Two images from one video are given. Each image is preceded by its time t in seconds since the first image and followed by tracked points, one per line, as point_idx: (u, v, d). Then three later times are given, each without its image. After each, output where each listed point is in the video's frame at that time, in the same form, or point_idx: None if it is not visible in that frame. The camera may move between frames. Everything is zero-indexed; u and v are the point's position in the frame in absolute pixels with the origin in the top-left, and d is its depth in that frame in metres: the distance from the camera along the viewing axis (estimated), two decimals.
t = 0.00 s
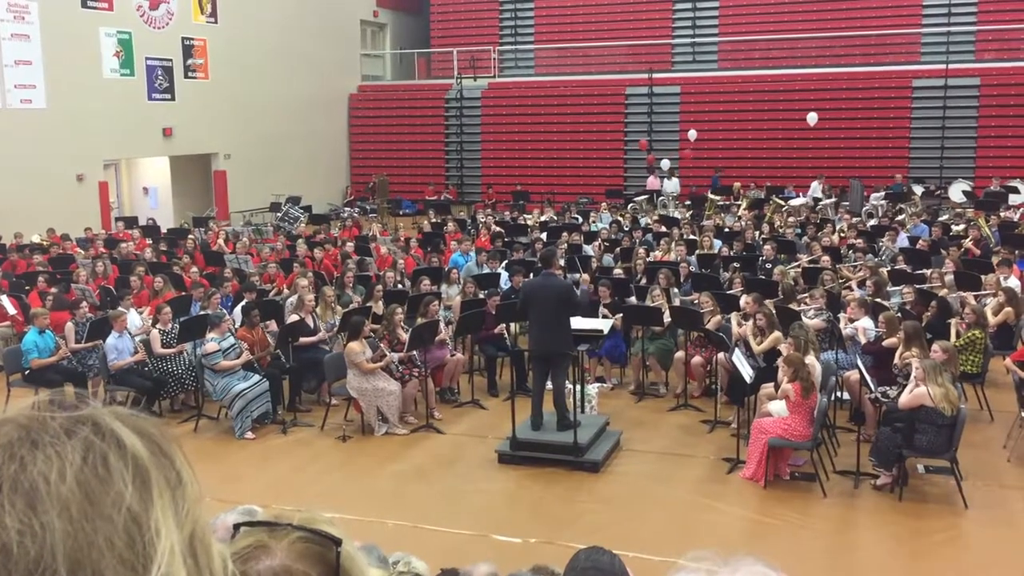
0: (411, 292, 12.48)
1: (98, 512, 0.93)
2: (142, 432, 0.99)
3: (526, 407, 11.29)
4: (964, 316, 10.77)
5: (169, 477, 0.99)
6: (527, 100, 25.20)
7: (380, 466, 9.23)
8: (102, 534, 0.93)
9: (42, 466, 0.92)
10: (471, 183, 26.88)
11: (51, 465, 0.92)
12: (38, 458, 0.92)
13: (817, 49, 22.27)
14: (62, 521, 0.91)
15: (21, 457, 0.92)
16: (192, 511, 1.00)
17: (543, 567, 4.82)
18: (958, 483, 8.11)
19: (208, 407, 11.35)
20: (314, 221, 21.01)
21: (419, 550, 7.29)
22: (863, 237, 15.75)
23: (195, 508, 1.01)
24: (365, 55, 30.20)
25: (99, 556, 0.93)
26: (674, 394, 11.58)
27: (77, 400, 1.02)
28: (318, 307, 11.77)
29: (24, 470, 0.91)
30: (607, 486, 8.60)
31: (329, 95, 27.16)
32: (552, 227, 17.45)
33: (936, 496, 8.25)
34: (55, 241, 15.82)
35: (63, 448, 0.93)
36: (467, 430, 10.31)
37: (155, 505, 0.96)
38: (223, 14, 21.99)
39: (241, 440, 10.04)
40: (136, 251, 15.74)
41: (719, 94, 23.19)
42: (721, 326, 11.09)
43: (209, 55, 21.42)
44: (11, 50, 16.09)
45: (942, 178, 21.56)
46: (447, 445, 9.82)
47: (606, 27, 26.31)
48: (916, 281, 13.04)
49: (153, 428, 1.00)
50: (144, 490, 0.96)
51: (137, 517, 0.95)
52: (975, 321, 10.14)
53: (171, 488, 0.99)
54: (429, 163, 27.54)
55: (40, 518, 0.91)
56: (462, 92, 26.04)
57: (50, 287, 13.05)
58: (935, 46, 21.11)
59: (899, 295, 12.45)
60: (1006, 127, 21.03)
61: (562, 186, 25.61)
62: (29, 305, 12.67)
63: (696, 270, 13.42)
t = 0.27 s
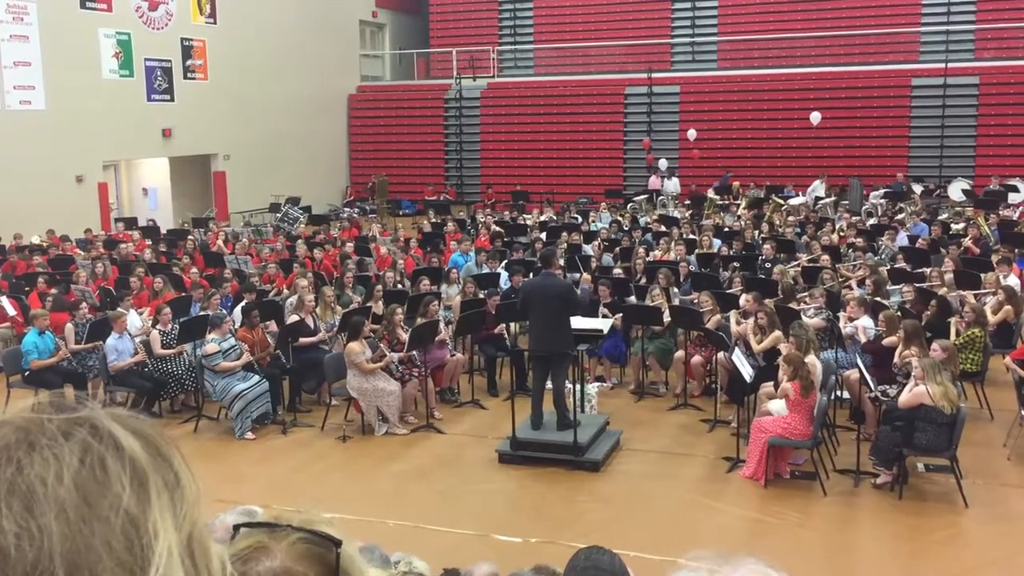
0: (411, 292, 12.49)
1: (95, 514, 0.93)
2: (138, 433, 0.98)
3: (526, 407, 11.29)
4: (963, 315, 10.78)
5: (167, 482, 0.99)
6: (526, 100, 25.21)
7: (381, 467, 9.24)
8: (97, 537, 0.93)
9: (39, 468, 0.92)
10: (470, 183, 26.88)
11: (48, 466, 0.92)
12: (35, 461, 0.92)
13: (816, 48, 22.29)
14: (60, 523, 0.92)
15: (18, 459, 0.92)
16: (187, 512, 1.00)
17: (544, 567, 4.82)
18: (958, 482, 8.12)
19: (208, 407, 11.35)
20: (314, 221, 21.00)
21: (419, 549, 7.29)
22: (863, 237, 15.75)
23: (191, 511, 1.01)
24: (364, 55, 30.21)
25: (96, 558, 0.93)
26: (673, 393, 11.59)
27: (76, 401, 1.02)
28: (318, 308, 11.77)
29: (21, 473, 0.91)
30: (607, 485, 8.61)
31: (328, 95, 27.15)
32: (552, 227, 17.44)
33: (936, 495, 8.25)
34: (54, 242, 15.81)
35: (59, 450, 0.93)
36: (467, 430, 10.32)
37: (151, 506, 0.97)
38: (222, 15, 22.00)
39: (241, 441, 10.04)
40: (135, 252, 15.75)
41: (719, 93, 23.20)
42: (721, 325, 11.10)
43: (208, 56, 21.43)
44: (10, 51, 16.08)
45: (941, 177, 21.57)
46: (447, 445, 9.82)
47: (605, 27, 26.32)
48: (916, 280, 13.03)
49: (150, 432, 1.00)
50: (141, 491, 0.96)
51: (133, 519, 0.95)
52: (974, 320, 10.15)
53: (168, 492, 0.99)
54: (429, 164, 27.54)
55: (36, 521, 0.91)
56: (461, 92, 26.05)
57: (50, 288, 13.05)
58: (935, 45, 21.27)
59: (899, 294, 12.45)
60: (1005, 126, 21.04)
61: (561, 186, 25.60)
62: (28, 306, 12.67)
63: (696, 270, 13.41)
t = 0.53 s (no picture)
0: (411, 292, 12.50)
1: (96, 510, 0.93)
2: (136, 433, 0.98)
3: (527, 407, 11.28)
4: (964, 314, 10.77)
5: (166, 483, 0.98)
6: (526, 99, 25.19)
7: (381, 467, 9.24)
8: (100, 533, 0.93)
9: (40, 465, 0.92)
10: (471, 183, 26.87)
11: (49, 464, 0.92)
12: (36, 458, 0.92)
13: (816, 47, 22.27)
14: (62, 518, 0.92)
15: (19, 457, 0.92)
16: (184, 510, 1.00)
17: (545, 567, 4.82)
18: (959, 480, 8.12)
19: (209, 408, 11.36)
20: (314, 222, 21.00)
21: (420, 550, 7.29)
22: (864, 236, 15.75)
23: (189, 511, 1.01)
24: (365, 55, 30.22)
25: (99, 554, 0.93)
26: (675, 393, 11.58)
27: (74, 401, 1.02)
28: (319, 308, 11.74)
29: (22, 470, 0.92)
30: (608, 485, 8.61)
31: (329, 96, 27.16)
32: (552, 226, 17.44)
33: (938, 494, 8.25)
34: (55, 243, 15.81)
35: (60, 448, 0.93)
36: (468, 430, 10.31)
37: (150, 503, 0.96)
38: (222, 16, 22.00)
39: (242, 441, 10.05)
40: (136, 253, 15.75)
41: (719, 93, 23.18)
42: (721, 325, 11.09)
43: (209, 57, 21.43)
44: (11, 52, 16.09)
45: (942, 175, 21.55)
46: (448, 445, 9.82)
47: (605, 26, 26.31)
48: (917, 279, 13.01)
49: (146, 432, 1.00)
50: (140, 490, 0.96)
51: (133, 516, 0.95)
52: (976, 319, 10.13)
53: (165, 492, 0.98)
54: (429, 164, 27.54)
55: (39, 515, 0.91)
56: (461, 92, 26.04)
57: (51, 289, 13.05)
58: (935, 44, 21.15)
59: (900, 292, 12.43)
60: (1006, 125, 21.01)
61: (562, 186, 25.59)
62: (29, 307, 12.67)
63: (696, 269, 13.41)
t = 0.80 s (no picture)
0: (412, 292, 12.51)
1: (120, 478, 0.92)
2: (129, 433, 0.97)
3: (528, 406, 11.28)
4: (965, 313, 10.76)
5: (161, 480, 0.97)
6: (527, 99, 25.19)
7: (382, 466, 9.25)
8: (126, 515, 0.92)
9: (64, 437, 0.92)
10: (472, 183, 26.86)
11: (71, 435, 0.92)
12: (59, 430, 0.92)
13: (817, 47, 22.27)
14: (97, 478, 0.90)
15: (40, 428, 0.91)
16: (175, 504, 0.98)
17: (546, 567, 4.81)
18: (961, 480, 8.11)
19: (210, 408, 11.36)
20: (314, 222, 20.99)
21: (421, 550, 7.30)
22: (864, 235, 15.74)
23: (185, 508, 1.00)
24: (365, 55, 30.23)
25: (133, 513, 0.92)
26: (675, 393, 11.57)
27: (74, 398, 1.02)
28: (320, 308, 11.73)
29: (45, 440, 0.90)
30: (609, 485, 8.60)
31: (329, 96, 27.17)
32: (553, 226, 17.43)
33: (939, 494, 8.25)
34: (56, 243, 15.81)
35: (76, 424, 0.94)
36: (469, 430, 10.32)
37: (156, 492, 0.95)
38: (223, 16, 21.97)
39: (243, 442, 10.05)
40: (137, 253, 15.76)
41: (720, 92, 23.18)
42: (722, 325, 11.09)
43: (209, 56, 21.43)
44: (12, 52, 16.10)
45: (943, 175, 21.54)
46: (449, 445, 9.83)
47: (606, 26, 26.31)
48: (918, 279, 12.99)
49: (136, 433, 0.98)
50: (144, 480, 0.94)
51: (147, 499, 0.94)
52: (977, 319, 10.13)
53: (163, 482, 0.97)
54: (430, 163, 27.53)
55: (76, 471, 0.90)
56: (462, 92, 26.05)
57: (52, 289, 13.04)
58: (935, 43, 21.09)
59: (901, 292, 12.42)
60: (1007, 124, 20.99)
61: (562, 185, 25.59)
62: (30, 308, 12.67)
63: (697, 269, 13.41)
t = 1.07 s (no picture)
0: (413, 290, 12.52)
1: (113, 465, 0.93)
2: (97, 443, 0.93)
3: (528, 405, 11.29)
4: (966, 312, 10.77)
5: (132, 491, 0.94)
6: (528, 98, 25.19)
7: (383, 465, 9.24)
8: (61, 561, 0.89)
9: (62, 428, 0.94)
10: (473, 182, 26.85)
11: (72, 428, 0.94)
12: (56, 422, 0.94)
13: (818, 45, 22.26)
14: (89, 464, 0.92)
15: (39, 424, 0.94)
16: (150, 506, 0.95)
17: (546, 566, 4.81)
18: (961, 479, 8.11)
19: (211, 407, 11.37)
20: (316, 220, 21.00)
21: (422, 548, 7.30)
22: (866, 234, 15.75)
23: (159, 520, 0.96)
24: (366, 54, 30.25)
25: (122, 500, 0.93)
26: (676, 391, 11.58)
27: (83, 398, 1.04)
28: (321, 307, 11.73)
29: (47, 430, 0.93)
30: (609, 484, 8.61)
31: (330, 95, 27.18)
32: (554, 225, 17.43)
33: (940, 493, 8.25)
34: (57, 242, 15.82)
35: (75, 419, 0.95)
36: (469, 428, 10.32)
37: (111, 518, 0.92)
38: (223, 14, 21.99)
39: (244, 440, 10.06)
40: (138, 252, 15.77)
41: (721, 91, 23.17)
42: (723, 323, 11.09)
43: (210, 55, 21.43)
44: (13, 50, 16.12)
45: (944, 174, 21.52)
46: (450, 443, 9.83)
47: (607, 25, 26.30)
48: (919, 277, 12.99)
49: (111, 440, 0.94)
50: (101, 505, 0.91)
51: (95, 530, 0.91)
52: (978, 317, 10.12)
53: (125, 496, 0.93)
54: (431, 162, 27.53)
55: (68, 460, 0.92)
56: (463, 91, 26.04)
57: (53, 287, 13.06)
58: (936, 42, 21.12)
59: (902, 291, 12.42)
60: (1009, 123, 20.97)
61: (563, 184, 25.57)
62: (32, 306, 12.67)
63: (698, 267, 13.43)
